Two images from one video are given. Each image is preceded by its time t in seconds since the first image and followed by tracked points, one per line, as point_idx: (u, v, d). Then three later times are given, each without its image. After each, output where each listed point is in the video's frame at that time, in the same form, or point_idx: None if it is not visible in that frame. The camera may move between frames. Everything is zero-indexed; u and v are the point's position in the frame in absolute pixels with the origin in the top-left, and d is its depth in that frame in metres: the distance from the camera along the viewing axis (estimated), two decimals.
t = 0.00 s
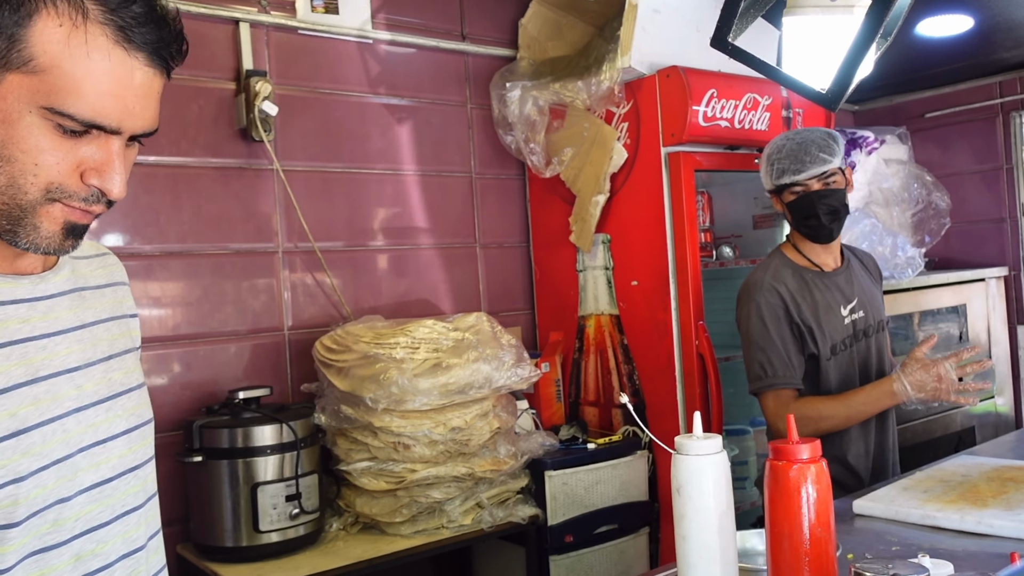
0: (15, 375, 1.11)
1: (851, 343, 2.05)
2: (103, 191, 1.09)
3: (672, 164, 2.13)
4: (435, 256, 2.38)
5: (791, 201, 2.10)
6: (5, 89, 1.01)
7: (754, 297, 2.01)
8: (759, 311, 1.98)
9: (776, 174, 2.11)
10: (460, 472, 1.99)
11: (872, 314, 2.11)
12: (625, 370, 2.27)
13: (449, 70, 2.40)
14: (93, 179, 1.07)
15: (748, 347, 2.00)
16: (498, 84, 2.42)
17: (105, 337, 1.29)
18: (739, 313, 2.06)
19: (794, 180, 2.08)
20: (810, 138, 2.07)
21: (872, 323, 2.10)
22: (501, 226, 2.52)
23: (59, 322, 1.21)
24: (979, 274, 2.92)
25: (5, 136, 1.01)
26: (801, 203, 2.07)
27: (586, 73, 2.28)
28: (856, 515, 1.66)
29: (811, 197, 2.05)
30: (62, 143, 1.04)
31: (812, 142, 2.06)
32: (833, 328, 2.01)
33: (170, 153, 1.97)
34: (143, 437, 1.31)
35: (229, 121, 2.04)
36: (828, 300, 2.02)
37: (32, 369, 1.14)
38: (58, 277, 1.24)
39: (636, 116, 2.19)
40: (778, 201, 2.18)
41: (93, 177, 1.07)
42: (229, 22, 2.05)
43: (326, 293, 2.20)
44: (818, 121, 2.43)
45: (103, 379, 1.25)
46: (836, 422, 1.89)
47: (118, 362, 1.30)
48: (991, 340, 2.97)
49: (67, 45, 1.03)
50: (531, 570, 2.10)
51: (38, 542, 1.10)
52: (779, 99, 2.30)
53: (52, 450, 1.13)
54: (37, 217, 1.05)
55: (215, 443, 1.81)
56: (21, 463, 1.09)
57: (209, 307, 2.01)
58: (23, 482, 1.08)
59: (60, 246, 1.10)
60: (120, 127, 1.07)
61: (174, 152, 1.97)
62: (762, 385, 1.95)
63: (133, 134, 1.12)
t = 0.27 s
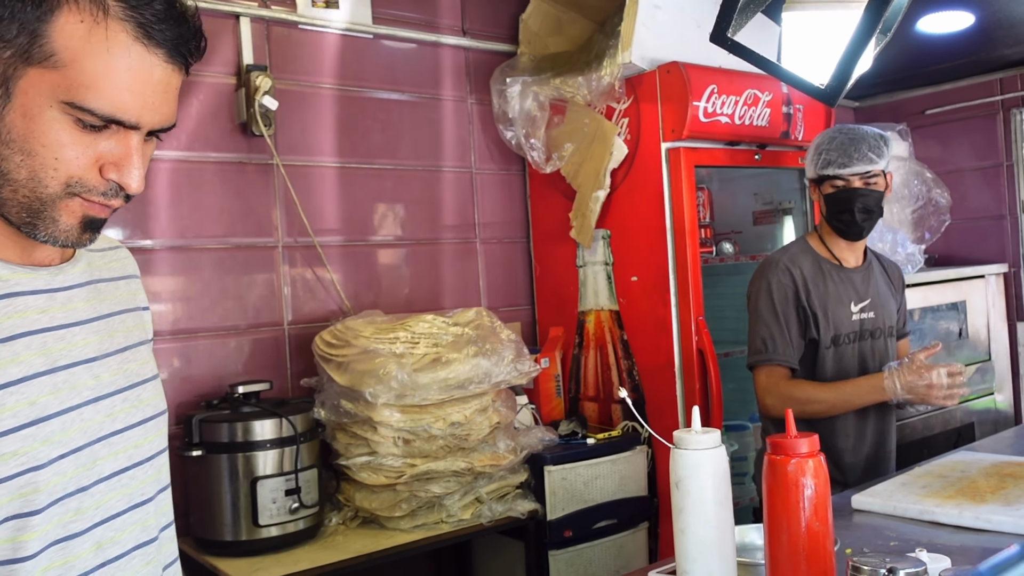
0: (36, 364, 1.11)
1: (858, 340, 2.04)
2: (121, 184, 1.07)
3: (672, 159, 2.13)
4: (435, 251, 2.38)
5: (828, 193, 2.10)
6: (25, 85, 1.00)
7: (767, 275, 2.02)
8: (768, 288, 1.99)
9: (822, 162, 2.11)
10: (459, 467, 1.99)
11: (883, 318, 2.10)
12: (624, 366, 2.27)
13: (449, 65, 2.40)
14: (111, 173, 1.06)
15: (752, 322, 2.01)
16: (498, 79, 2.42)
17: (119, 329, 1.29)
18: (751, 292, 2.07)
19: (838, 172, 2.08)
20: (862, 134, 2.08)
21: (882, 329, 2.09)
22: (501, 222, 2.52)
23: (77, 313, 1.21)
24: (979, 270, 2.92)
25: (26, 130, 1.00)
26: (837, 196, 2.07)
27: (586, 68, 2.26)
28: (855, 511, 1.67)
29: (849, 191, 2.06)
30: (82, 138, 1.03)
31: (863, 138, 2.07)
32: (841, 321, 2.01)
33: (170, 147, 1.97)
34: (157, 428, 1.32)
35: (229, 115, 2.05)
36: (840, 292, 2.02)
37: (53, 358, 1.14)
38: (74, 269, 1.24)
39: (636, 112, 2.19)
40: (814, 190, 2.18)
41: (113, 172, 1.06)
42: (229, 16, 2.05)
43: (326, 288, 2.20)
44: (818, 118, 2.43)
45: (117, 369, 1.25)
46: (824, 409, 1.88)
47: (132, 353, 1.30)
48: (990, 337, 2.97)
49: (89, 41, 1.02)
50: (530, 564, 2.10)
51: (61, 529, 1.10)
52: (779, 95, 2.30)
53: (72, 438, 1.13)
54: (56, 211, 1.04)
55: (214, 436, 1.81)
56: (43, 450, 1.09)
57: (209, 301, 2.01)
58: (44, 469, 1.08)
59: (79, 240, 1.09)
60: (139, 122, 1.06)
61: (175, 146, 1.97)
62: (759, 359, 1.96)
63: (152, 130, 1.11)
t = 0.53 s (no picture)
0: (72, 351, 1.12)
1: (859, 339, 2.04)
2: (162, 179, 1.09)
3: (676, 155, 2.13)
4: (439, 246, 2.39)
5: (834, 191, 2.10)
6: (75, 81, 1.04)
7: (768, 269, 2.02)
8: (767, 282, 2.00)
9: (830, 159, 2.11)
10: (463, 462, 2.00)
11: (887, 317, 2.10)
12: (628, 361, 2.27)
13: (452, 60, 2.40)
14: (154, 169, 1.08)
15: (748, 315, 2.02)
16: (502, 74, 2.41)
17: (154, 322, 1.29)
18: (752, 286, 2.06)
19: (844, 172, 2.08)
20: (871, 133, 2.07)
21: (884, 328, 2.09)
22: (505, 217, 2.52)
23: (115, 306, 1.21)
24: (983, 267, 2.91)
25: (73, 125, 1.04)
26: (842, 195, 2.08)
27: (590, 64, 2.27)
28: (857, 506, 1.67)
29: (856, 190, 2.05)
30: (127, 133, 1.06)
31: (872, 137, 2.06)
32: (843, 318, 2.01)
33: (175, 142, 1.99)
34: (189, 422, 1.31)
35: (234, 110, 2.05)
36: (844, 289, 2.02)
37: (90, 348, 1.14)
38: (114, 262, 1.24)
39: (640, 108, 2.19)
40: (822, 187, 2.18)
41: (154, 168, 1.08)
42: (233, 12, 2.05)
43: (330, 283, 2.20)
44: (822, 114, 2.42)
45: (152, 360, 1.25)
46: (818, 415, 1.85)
47: (165, 346, 1.30)
48: (994, 333, 2.97)
49: (136, 40, 1.05)
50: (533, 559, 2.11)
51: (90, 516, 1.11)
52: (783, 91, 2.30)
53: (105, 426, 1.13)
54: (99, 204, 1.07)
55: (219, 431, 1.82)
56: (79, 435, 1.10)
57: (214, 296, 2.02)
58: (75, 456, 1.09)
59: (119, 234, 1.11)
60: (179, 118, 1.08)
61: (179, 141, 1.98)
62: (747, 352, 1.97)
63: (194, 129, 1.12)
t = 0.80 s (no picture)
0: (105, 348, 1.14)
1: (837, 346, 1.98)
2: (203, 183, 1.10)
3: (680, 152, 2.13)
4: (444, 243, 2.39)
5: (810, 194, 2.04)
6: (128, 85, 1.06)
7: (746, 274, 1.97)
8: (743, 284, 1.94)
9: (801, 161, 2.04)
10: (467, 457, 2.02)
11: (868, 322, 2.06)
12: (632, 358, 2.28)
13: (457, 57, 2.41)
14: (195, 173, 1.10)
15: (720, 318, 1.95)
16: (507, 71, 2.39)
17: (184, 322, 1.31)
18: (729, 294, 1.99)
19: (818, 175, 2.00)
20: (845, 133, 1.99)
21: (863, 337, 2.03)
22: (509, 215, 2.52)
23: (148, 304, 1.23)
24: (989, 264, 2.90)
25: (124, 126, 1.06)
26: (817, 199, 2.01)
27: (594, 61, 2.26)
28: (861, 503, 1.67)
29: (830, 195, 1.99)
30: (174, 137, 1.08)
31: (845, 138, 1.98)
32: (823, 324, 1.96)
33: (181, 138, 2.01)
34: (214, 420, 1.33)
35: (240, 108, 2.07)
36: (824, 294, 1.98)
37: (122, 345, 1.16)
38: (151, 263, 1.26)
39: (644, 104, 2.20)
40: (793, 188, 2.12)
41: (197, 172, 1.10)
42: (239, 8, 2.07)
43: (335, 280, 2.21)
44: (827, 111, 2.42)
45: (181, 359, 1.26)
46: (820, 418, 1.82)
47: (194, 345, 1.32)
48: (1000, 330, 2.96)
49: (190, 48, 1.07)
50: (537, 555, 2.11)
51: (117, 509, 1.12)
52: (787, 88, 2.29)
53: (134, 422, 1.15)
54: (144, 205, 1.10)
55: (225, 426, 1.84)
56: (109, 430, 1.11)
57: (220, 292, 2.03)
58: (103, 449, 1.10)
59: (162, 234, 1.13)
60: (225, 125, 1.09)
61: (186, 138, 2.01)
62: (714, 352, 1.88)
63: (238, 136, 1.13)
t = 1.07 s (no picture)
0: (124, 345, 1.12)
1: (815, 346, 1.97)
2: (232, 189, 1.11)
3: (687, 149, 2.13)
4: (450, 241, 2.39)
5: (776, 193, 1.95)
6: (166, 89, 1.07)
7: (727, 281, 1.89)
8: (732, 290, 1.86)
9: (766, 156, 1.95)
10: (473, 455, 2.02)
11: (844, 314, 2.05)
12: (638, 356, 2.27)
13: (463, 54, 2.41)
14: (225, 178, 1.10)
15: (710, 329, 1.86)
16: (513, 69, 2.40)
17: (206, 322, 1.31)
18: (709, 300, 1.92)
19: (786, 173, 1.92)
20: (811, 126, 1.90)
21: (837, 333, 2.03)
22: (515, 212, 2.52)
23: (171, 304, 1.22)
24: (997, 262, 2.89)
25: (159, 128, 1.07)
26: (784, 198, 1.93)
27: (600, 58, 2.25)
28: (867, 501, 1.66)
29: (796, 194, 1.91)
30: (207, 141, 1.08)
31: (812, 131, 1.89)
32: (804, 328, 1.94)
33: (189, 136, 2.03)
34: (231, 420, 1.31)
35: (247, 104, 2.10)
36: (801, 298, 1.95)
37: (142, 343, 1.15)
38: (175, 263, 1.26)
39: (650, 102, 2.19)
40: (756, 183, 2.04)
41: (227, 176, 1.10)
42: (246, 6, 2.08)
43: (341, 277, 2.21)
44: (835, 108, 2.41)
45: (200, 358, 1.26)
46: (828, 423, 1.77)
47: (213, 345, 1.31)
48: (1007, 328, 2.95)
49: (226, 55, 1.07)
50: (543, 552, 2.12)
51: (134, 505, 1.10)
52: (794, 85, 2.29)
53: (151, 419, 1.13)
54: (173, 206, 1.10)
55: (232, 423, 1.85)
56: (125, 425, 1.09)
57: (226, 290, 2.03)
58: (120, 444, 1.09)
59: (189, 236, 1.14)
60: (257, 132, 1.09)
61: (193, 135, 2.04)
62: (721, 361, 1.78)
63: (268, 144, 1.13)
